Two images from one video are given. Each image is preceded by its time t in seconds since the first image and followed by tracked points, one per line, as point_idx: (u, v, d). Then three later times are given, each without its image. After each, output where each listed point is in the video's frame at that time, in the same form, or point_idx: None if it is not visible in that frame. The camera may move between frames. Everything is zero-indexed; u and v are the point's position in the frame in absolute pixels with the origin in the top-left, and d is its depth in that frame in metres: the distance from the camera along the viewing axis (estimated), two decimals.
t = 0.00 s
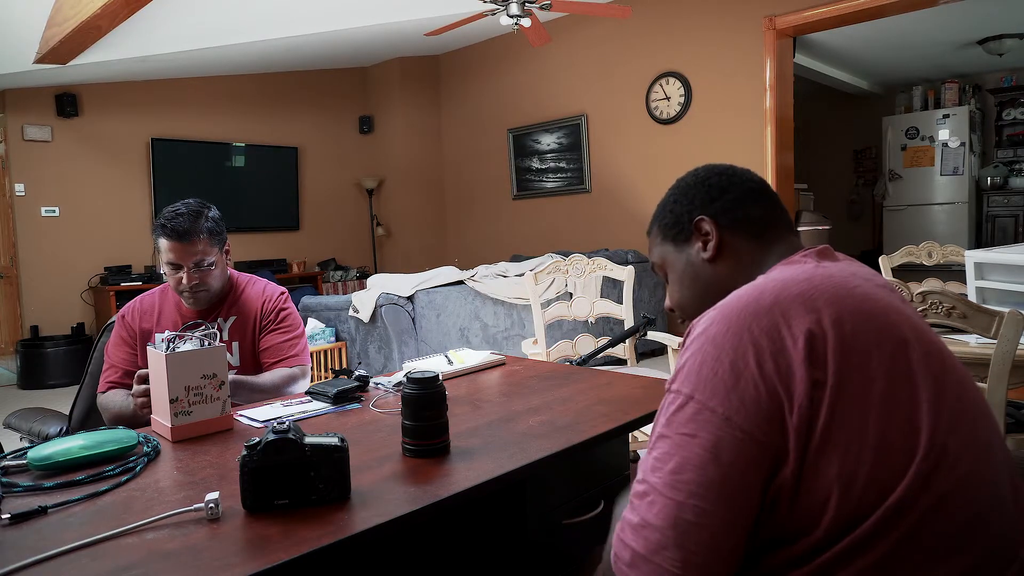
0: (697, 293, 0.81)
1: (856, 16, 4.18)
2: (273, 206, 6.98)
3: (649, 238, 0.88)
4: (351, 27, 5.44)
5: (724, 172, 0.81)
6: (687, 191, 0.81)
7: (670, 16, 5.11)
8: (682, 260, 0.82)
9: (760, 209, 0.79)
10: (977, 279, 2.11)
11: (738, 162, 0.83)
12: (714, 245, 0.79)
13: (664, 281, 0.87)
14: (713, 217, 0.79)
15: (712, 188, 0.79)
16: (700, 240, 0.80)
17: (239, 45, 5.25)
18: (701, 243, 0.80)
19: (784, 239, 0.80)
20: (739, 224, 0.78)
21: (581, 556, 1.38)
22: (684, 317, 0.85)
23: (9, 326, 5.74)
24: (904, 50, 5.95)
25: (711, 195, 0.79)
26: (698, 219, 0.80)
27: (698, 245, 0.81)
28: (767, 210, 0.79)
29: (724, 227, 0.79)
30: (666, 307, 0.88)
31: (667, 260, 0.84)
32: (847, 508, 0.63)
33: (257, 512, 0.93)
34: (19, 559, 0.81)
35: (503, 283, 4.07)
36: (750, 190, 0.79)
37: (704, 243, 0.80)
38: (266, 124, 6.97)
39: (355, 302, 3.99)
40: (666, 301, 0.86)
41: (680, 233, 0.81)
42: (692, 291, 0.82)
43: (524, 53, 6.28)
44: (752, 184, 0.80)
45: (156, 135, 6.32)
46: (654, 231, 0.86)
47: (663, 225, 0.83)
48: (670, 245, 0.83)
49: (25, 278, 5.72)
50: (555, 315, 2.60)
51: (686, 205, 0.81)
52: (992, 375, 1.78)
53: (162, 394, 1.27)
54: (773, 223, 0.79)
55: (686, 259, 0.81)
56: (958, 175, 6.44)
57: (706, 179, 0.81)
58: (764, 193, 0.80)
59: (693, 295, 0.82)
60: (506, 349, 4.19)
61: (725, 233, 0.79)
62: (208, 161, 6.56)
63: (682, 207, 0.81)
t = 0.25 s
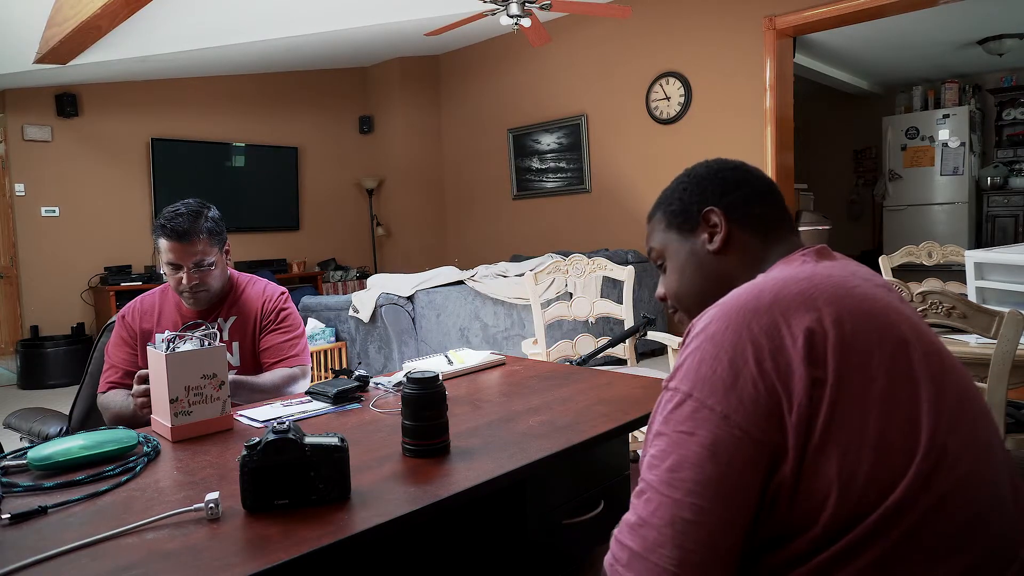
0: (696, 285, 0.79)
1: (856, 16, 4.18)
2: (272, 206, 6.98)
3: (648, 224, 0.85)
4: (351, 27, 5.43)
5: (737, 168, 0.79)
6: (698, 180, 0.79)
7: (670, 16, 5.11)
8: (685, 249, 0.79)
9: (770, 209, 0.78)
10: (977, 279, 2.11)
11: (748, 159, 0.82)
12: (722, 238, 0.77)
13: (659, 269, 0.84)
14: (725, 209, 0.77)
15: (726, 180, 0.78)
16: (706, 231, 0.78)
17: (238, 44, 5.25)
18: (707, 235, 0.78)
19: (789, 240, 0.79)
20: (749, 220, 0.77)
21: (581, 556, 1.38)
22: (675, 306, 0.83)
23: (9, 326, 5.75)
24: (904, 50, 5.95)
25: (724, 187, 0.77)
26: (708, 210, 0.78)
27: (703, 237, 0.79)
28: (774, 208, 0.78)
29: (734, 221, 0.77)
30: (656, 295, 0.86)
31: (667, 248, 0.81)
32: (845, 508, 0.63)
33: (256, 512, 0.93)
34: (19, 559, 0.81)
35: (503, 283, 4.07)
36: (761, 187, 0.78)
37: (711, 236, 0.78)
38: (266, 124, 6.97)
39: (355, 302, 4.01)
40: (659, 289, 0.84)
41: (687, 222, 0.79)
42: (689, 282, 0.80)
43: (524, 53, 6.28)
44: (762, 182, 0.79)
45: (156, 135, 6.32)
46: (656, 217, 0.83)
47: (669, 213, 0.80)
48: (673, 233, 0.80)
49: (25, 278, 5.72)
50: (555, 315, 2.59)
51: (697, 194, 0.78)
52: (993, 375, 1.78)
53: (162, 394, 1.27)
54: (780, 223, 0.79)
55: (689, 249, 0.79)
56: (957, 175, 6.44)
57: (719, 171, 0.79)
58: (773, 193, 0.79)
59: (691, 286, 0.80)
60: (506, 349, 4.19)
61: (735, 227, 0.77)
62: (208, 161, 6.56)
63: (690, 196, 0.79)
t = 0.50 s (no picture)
0: (695, 283, 0.79)
1: (856, 16, 4.18)
2: (272, 206, 6.98)
3: (649, 220, 0.85)
4: (351, 27, 5.43)
5: (741, 165, 0.79)
6: (701, 177, 0.79)
7: (670, 16, 5.11)
8: (686, 247, 0.79)
9: (772, 208, 0.78)
10: (977, 279, 2.11)
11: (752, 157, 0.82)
12: (724, 236, 0.77)
13: (659, 265, 0.84)
14: (728, 207, 0.77)
15: (729, 178, 0.78)
16: (708, 229, 0.78)
17: (239, 44, 5.25)
18: (709, 233, 0.78)
19: (791, 241, 0.79)
20: (752, 219, 0.77)
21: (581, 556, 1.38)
22: (673, 303, 0.83)
23: (9, 326, 5.75)
24: (904, 50, 5.95)
25: (729, 185, 0.77)
26: (710, 208, 0.77)
27: (705, 235, 0.79)
28: (777, 208, 0.78)
29: (737, 220, 0.77)
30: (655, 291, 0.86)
31: (668, 245, 0.81)
32: (844, 514, 0.63)
33: (255, 512, 0.93)
34: (19, 559, 0.81)
35: (503, 283, 4.07)
36: (764, 186, 0.78)
37: (712, 234, 0.78)
38: (266, 124, 6.96)
39: (355, 302, 4.01)
40: (658, 286, 0.84)
41: (689, 219, 0.79)
42: (688, 280, 0.80)
43: (524, 53, 6.28)
44: (766, 181, 0.79)
45: (156, 135, 6.32)
46: (657, 212, 0.83)
47: (670, 209, 0.80)
48: (674, 229, 0.80)
49: (25, 278, 5.72)
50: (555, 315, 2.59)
51: (700, 191, 0.78)
52: (993, 375, 1.78)
53: (162, 394, 1.27)
54: (783, 224, 0.79)
55: (690, 247, 0.79)
56: (957, 175, 6.44)
57: (723, 169, 0.79)
58: (776, 192, 0.79)
59: (691, 284, 0.80)
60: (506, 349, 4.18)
61: (737, 226, 0.77)
62: (208, 161, 6.56)
63: (693, 193, 0.79)
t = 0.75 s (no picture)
0: (695, 282, 0.79)
1: (856, 16, 4.18)
2: (273, 206, 6.98)
3: (650, 217, 0.85)
4: (351, 27, 5.43)
5: (744, 163, 0.79)
6: (703, 175, 0.79)
7: (670, 16, 5.11)
8: (687, 245, 0.79)
9: (774, 208, 0.78)
10: (977, 279, 2.11)
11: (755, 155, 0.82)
12: (724, 235, 0.77)
13: (660, 263, 0.84)
14: (729, 206, 0.77)
15: (732, 177, 0.77)
16: (709, 228, 0.78)
17: (239, 44, 5.25)
18: (710, 232, 0.78)
19: (794, 241, 0.79)
20: (753, 219, 0.77)
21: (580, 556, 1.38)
22: (673, 302, 0.83)
23: (9, 326, 5.75)
24: (904, 50, 5.95)
25: (731, 184, 0.77)
26: (711, 207, 0.78)
27: (706, 234, 0.79)
28: (779, 208, 0.78)
29: (738, 219, 0.77)
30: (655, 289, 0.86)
31: (669, 243, 0.81)
32: (847, 516, 0.63)
33: (255, 512, 0.93)
34: (19, 559, 0.81)
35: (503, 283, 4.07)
36: (766, 186, 0.78)
37: (713, 233, 0.78)
38: (266, 124, 6.96)
39: (355, 301, 4.01)
40: (658, 284, 0.84)
41: (690, 218, 0.79)
42: (688, 279, 0.80)
43: (524, 53, 6.28)
44: (769, 180, 0.79)
45: (157, 135, 6.32)
46: (659, 210, 0.83)
47: (672, 207, 0.80)
48: (676, 228, 0.80)
49: (25, 278, 5.72)
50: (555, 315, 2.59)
51: (701, 190, 0.78)
52: (993, 375, 1.78)
53: (162, 394, 1.27)
54: (786, 224, 0.78)
55: (691, 245, 0.79)
56: (957, 175, 6.44)
57: (726, 167, 0.79)
58: (778, 191, 0.79)
59: (691, 283, 0.80)
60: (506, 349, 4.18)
61: (738, 226, 0.77)
62: (208, 161, 6.56)
63: (695, 192, 0.79)
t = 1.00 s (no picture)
0: (696, 278, 0.79)
1: (856, 16, 4.18)
2: (272, 206, 6.98)
3: (653, 212, 0.85)
4: (351, 27, 5.43)
5: (749, 161, 0.79)
6: (708, 171, 0.79)
7: (670, 16, 5.11)
8: (689, 242, 0.79)
9: (778, 206, 0.78)
10: (977, 279, 2.11)
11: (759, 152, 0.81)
12: (728, 233, 0.77)
13: (661, 258, 0.84)
14: (733, 202, 0.77)
15: (736, 173, 0.77)
16: (713, 225, 0.78)
17: (238, 44, 5.25)
18: (713, 228, 0.78)
19: (795, 240, 0.79)
20: (757, 217, 0.77)
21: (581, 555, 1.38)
22: (673, 297, 0.83)
23: (9, 326, 5.75)
24: (904, 49, 5.95)
25: (735, 180, 0.77)
26: (715, 204, 0.77)
27: (709, 230, 0.79)
28: (782, 205, 0.78)
29: (742, 216, 0.77)
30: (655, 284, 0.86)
31: (671, 238, 0.81)
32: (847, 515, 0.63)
33: (254, 512, 0.93)
34: (19, 559, 0.81)
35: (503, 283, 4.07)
36: (769, 183, 0.78)
37: (717, 230, 0.78)
38: (266, 124, 6.96)
39: (355, 301, 4.01)
40: (658, 279, 0.84)
41: (694, 214, 0.79)
42: (690, 276, 0.80)
43: (524, 53, 6.28)
44: (773, 177, 0.78)
45: (157, 134, 6.32)
46: (662, 205, 0.82)
47: (675, 203, 0.80)
48: (678, 224, 0.80)
49: (25, 278, 5.72)
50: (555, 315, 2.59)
51: (705, 186, 0.78)
52: (993, 375, 1.78)
53: (162, 394, 1.27)
54: (789, 223, 0.79)
55: (693, 242, 0.79)
56: (957, 175, 6.44)
57: (731, 163, 0.78)
58: (782, 189, 0.79)
59: (692, 280, 0.80)
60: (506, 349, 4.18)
61: (742, 223, 0.77)
62: (208, 161, 6.56)
63: (699, 188, 0.78)
